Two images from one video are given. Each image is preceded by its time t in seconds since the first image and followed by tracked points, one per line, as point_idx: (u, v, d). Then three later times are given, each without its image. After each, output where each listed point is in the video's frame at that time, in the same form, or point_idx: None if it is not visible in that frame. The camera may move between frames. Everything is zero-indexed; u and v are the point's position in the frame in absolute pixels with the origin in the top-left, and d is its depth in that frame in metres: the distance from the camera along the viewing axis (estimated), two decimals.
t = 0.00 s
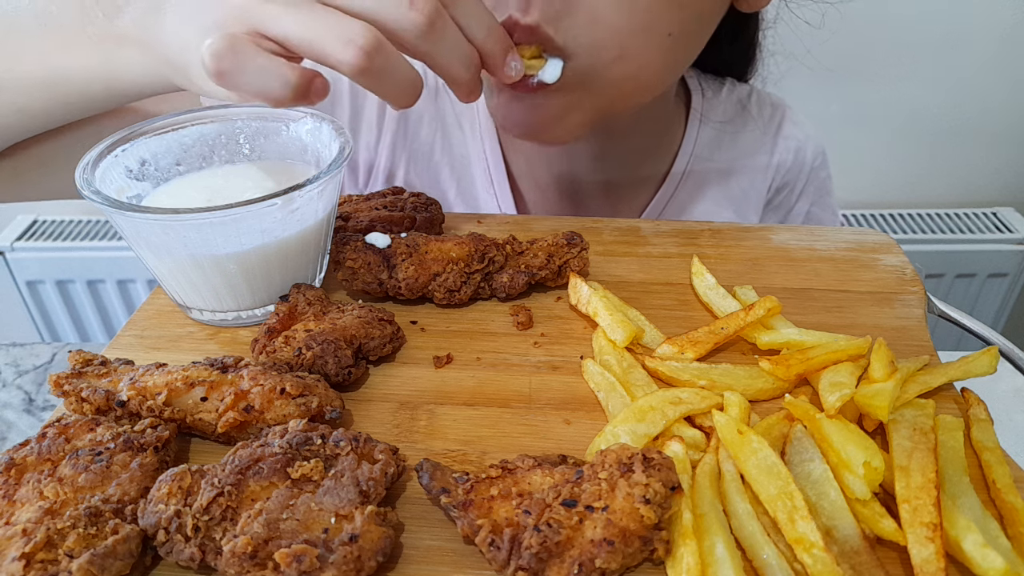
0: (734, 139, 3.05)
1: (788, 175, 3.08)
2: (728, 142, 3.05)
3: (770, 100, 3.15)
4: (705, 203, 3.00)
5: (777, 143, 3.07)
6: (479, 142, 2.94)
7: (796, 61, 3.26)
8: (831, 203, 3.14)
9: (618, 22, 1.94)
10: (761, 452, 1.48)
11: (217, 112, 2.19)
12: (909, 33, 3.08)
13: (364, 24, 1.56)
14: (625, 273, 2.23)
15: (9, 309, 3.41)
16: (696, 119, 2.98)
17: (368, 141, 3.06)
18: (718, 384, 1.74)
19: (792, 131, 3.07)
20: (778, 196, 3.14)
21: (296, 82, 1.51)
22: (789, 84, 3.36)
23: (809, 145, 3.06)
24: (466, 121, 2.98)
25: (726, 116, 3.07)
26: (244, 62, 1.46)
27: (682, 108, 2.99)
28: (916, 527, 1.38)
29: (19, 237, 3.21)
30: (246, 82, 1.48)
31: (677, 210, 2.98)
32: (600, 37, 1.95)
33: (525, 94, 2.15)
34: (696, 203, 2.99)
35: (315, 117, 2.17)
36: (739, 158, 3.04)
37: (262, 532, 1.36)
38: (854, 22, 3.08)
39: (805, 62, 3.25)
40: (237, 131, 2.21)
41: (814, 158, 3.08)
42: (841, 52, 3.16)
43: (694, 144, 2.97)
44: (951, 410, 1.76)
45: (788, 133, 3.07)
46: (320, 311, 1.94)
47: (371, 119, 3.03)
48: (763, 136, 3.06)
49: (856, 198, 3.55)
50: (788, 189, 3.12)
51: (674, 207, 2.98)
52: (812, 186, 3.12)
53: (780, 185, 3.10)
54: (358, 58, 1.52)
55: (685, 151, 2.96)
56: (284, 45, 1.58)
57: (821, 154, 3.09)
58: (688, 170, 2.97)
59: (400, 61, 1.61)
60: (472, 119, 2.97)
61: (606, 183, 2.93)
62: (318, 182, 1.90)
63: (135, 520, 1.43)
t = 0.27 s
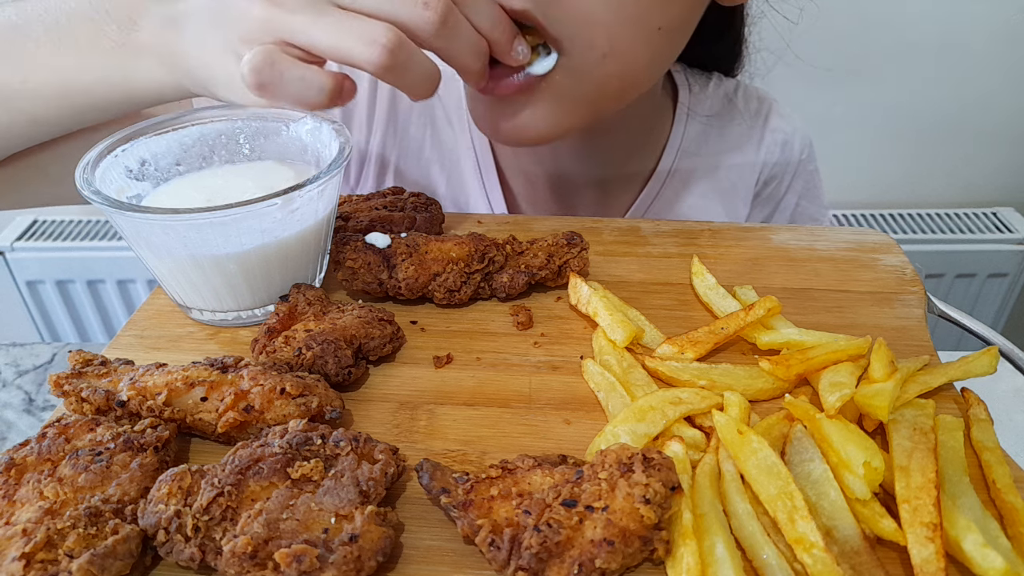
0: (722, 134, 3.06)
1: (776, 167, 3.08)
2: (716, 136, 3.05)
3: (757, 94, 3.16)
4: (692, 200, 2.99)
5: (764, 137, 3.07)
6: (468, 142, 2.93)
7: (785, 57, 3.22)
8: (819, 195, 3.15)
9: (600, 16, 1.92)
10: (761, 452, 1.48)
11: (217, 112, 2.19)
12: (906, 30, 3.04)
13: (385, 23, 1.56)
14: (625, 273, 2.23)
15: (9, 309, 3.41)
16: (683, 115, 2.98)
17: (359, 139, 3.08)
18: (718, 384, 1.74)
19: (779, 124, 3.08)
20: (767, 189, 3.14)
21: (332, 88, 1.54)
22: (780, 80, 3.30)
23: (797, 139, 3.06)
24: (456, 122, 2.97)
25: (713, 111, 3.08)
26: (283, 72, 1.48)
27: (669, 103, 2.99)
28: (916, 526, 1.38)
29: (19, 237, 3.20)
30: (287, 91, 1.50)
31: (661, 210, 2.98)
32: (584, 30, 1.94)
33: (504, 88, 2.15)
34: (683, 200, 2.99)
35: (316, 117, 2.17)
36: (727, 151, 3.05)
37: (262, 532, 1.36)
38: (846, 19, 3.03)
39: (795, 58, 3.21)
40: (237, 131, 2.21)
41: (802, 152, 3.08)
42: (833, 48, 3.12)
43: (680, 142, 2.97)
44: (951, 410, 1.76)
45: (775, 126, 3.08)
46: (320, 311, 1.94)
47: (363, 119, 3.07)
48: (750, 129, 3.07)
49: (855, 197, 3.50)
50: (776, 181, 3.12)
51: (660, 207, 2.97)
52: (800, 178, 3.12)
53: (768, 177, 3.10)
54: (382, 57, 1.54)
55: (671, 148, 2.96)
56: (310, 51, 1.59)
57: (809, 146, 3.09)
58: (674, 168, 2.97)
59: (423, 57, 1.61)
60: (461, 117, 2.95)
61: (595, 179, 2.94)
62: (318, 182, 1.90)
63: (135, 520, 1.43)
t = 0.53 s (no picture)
0: (712, 132, 3.05)
1: (767, 163, 3.07)
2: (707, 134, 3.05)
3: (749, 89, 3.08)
4: (684, 199, 3.03)
5: (755, 134, 3.04)
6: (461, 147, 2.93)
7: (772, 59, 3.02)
8: (812, 191, 3.13)
9: None
10: (761, 452, 1.48)
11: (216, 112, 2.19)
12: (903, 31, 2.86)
13: None
14: (625, 273, 2.23)
15: (9, 309, 3.41)
16: (671, 115, 2.99)
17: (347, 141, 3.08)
18: (718, 384, 1.74)
19: (770, 121, 3.03)
20: (758, 183, 3.13)
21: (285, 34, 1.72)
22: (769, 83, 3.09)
23: (787, 136, 3.01)
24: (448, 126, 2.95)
25: (703, 109, 3.05)
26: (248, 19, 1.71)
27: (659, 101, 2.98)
28: (916, 527, 1.38)
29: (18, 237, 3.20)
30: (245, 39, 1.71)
31: (651, 210, 3.04)
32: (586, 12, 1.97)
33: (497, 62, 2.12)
34: (674, 199, 3.03)
35: (315, 117, 2.17)
36: (717, 150, 3.04)
37: (262, 532, 1.36)
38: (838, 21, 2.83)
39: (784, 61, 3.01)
40: (237, 131, 2.21)
41: (792, 149, 3.04)
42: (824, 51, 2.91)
43: (669, 142, 2.99)
44: (951, 410, 1.76)
45: (765, 123, 3.02)
46: (320, 311, 1.94)
47: (351, 120, 3.05)
48: (741, 127, 3.05)
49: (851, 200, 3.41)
50: (768, 177, 3.11)
51: (651, 206, 3.03)
52: (792, 174, 3.10)
53: (759, 172, 3.09)
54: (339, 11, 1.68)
55: (660, 149, 2.98)
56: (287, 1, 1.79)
57: (800, 143, 3.04)
58: (664, 168, 3.00)
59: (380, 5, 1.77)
60: (451, 117, 2.94)
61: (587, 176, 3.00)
62: (318, 182, 1.90)
63: (135, 520, 1.43)
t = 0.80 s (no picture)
0: (704, 129, 3.04)
1: (759, 159, 3.07)
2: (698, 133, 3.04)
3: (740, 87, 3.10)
4: (676, 198, 3.03)
5: (746, 130, 3.05)
6: (444, 152, 2.94)
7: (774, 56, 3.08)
8: (803, 186, 3.15)
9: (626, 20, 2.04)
10: (761, 452, 1.48)
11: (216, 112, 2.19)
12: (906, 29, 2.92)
13: None
14: (624, 273, 2.23)
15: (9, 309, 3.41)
16: (662, 115, 2.98)
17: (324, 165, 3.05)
18: (718, 384, 1.74)
19: (761, 117, 3.04)
20: (751, 180, 3.13)
21: None
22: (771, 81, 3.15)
23: (778, 132, 3.03)
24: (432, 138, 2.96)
25: (693, 108, 3.05)
26: None
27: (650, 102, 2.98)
28: (916, 526, 1.38)
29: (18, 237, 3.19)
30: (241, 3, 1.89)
31: (642, 213, 3.01)
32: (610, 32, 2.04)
33: (514, 82, 2.15)
34: (665, 200, 3.03)
35: (315, 117, 2.17)
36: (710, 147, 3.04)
37: (262, 532, 1.36)
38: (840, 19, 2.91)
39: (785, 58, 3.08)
40: (237, 131, 2.21)
41: (784, 144, 3.06)
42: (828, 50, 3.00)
43: (661, 144, 2.98)
44: (951, 410, 1.76)
45: (756, 119, 3.03)
46: (320, 311, 1.94)
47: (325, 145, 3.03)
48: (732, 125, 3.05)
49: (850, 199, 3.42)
50: (760, 173, 3.11)
51: (642, 209, 3.00)
52: (784, 170, 3.11)
53: (752, 169, 3.08)
54: None
55: (652, 151, 2.97)
56: None
57: (791, 138, 3.06)
58: (655, 170, 2.99)
59: None
60: (433, 124, 2.95)
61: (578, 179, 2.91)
62: (318, 182, 1.90)
63: (135, 520, 1.43)
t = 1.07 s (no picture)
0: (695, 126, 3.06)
1: (751, 154, 3.08)
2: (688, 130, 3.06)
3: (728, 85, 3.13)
4: (667, 198, 3.03)
5: (737, 125, 3.06)
6: (420, 173, 2.95)
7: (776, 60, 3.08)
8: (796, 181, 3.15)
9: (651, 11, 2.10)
10: (761, 452, 1.48)
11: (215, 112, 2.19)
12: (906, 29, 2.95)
13: None
14: (625, 273, 2.23)
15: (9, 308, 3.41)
16: (651, 115, 2.99)
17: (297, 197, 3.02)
18: (718, 383, 1.74)
19: (751, 113, 3.05)
20: (743, 177, 3.13)
21: None
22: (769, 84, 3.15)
23: (770, 125, 3.04)
24: (408, 164, 2.98)
25: (682, 108, 3.07)
26: None
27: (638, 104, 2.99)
28: (916, 526, 1.38)
29: (18, 237, 3.20)
30: None
31: (635, 212, 3.00)
32: (637, 21, 2.09)
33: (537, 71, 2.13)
34: (658, 199, 3.02)
35: (315, 117, 2.17)
36: (700, 145, 3.05)
37: (262, 532, 1.36)
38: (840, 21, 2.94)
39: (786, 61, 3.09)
40: (237, 131, 2.21)
41: (776, 137, 3.06)
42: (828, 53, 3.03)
43: (651, 144, 2.97)
44: (951, 410, 1.76)
45: (746, 115, 3.05)
46: (320, 311, 1.94)
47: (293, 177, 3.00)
48: (722, 121, 3.07)
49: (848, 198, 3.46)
50: (753, 168, 3.11)
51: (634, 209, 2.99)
52: (777, 164, 3.10)
53: (744, 165, 3.09)
54: None
55: (641, 152, 2.96)
56: None
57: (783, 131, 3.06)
58: (646, 170, 2.98)
59: None
60: (408, 143, 2.97)
61: (568, 184, 2.88)
62: (319, 182, 1.90)
63: (135, 520, 1.43)
